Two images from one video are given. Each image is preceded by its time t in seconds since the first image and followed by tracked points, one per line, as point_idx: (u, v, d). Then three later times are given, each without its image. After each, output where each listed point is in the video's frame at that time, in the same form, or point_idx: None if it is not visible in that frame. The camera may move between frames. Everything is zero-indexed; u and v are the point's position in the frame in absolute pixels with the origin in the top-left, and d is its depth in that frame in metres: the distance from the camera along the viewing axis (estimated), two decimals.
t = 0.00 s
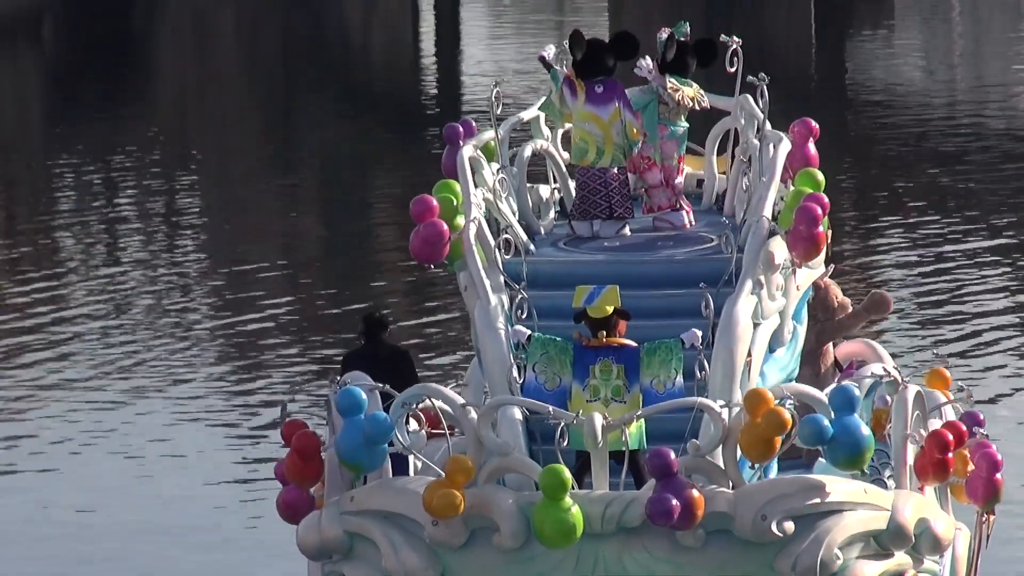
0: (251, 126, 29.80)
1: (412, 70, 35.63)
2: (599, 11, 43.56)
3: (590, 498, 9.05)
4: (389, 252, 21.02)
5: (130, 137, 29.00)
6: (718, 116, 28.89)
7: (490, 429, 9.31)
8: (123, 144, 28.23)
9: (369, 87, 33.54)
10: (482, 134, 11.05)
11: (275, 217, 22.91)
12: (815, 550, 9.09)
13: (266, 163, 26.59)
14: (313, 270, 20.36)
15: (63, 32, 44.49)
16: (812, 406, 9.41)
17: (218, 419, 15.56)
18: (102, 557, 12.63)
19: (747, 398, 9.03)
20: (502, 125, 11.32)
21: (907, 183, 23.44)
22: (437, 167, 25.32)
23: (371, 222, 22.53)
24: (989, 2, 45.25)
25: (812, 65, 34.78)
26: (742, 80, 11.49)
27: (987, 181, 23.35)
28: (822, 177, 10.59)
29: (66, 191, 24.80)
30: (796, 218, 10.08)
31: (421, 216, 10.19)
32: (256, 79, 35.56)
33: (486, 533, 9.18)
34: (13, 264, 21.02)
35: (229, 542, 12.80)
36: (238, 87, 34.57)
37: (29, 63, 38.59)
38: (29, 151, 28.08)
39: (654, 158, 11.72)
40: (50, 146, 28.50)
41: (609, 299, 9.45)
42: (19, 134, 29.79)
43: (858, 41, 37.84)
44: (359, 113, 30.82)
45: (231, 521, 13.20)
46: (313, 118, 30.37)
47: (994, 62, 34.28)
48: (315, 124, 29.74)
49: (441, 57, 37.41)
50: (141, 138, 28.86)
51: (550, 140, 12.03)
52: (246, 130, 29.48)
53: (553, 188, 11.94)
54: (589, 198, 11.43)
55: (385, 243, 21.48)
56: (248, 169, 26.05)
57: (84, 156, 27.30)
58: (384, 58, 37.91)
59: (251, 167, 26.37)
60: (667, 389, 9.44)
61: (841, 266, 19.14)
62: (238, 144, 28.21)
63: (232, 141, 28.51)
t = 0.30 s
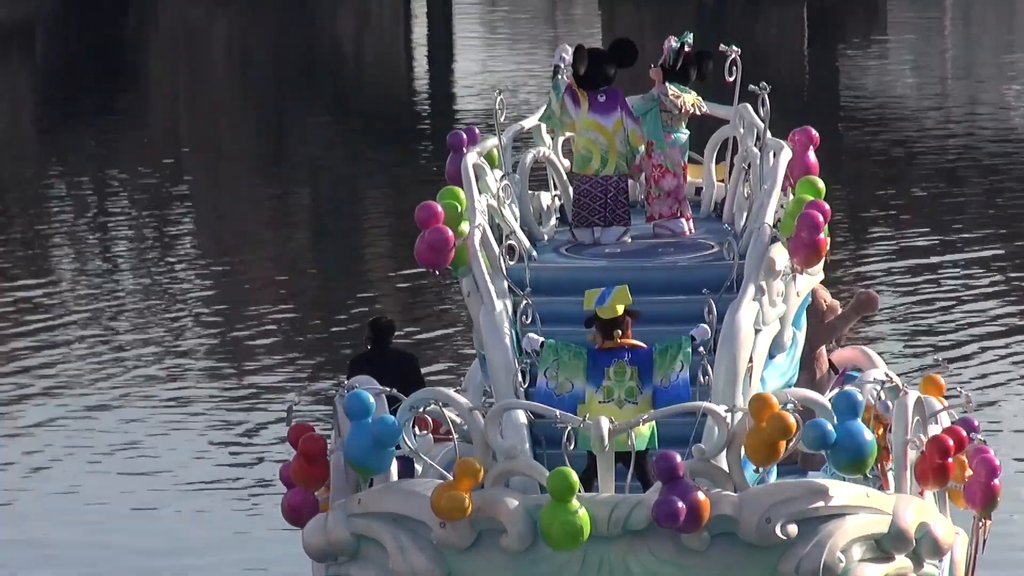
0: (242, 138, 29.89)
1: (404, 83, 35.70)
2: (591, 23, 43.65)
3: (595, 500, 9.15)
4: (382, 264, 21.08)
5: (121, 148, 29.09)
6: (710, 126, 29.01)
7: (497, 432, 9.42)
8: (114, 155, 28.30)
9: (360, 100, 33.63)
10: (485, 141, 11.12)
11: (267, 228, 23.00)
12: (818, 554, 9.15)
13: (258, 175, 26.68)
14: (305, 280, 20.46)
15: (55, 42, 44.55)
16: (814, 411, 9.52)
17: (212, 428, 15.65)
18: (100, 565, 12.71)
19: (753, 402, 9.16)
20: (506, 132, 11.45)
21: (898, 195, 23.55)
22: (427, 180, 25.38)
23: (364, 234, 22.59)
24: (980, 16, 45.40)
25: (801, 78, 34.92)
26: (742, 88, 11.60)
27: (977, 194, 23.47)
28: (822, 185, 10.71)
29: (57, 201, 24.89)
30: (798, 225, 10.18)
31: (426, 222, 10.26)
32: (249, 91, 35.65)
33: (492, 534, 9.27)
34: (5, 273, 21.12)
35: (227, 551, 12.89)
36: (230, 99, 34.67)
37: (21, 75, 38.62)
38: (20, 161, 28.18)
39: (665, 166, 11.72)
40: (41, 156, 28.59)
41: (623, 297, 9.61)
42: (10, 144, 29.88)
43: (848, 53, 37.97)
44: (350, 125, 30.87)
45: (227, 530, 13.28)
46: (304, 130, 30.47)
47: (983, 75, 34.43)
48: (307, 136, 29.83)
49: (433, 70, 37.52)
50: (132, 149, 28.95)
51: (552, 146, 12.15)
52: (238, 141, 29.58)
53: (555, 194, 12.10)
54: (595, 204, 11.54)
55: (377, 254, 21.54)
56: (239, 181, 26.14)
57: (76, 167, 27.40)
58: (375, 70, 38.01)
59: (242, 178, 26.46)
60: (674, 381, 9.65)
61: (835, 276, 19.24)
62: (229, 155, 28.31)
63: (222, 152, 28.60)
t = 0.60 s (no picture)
0: (235, 149, 29.99)
1: (396, 95, 35.78)
2: (584, 35, 43.76)
3: (600, 504, 9.23)
4: (376, 275, 21.15)
5: (113, 157, 29.20)
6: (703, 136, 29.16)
7: (502, 436, 9.52)
8: (106, 166, 28.40)
9: (353, 111, 33.74)
10: (489, 150, 11.27)
11: (261, 239, 23.11)
12: (819, 557, 9.26)
13: (251, 185, 26.78)
14: (299, 291, 20.56)
15: (48, 51, 44.65)
16: (816, 416, 9.63)
17: (208, 437, 15.75)
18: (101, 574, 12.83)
19: (755, 407, 9.26)
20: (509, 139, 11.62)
21: (889, 208, 23.67)
22: (419, 193, 25.43)
23: (357, 245, 22.67)
24: (973, 29, 45.50)
25: (792, 92, 35.04)
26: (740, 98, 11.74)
27: (968, 208, 23.59)
28: (822, 194, 10.84)
29: (49, 211, 25.00)
30: (798, 232, 10.30)
31: (430, 228, 10.33)
32: (242, 101, 35.77)
33: (497, 537, 9.36)
34: None
35: (229, 559, 13.00)
36: (223, 109, 34.77)
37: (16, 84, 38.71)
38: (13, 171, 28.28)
39: (663, 173, 11.87)
40: (33, 166, 28.69)
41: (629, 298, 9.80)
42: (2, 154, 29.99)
43: (840, 66, 38.10)
44: (342, 136, 30.93)
45: (225, 539, 13.38)
46: (297, 141, 30.58)
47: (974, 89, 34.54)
48: (300, 147, 29.94)
49: (426, 81, 37.65)
50: (124, 159, 29.05)
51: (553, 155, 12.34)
52: (230, 152, 29.68)
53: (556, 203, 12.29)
54: (600, 214, 11.66)
55: (371, 265, 21.62)
56: (232, 191, 26.26)
57: (69, 177, 27.50)
58: (368, 81, 38.14)
59: (235, 188, 26.57)
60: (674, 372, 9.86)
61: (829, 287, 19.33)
62: (222, 166, 28.42)
63: (214, 163, 28.70)
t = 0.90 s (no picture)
0: (226, 162, 30.10)
1: (389, 109, 35.84)
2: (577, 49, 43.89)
3: (605, 508, 9.33)
4: (370, 288, 21.20)
5: (105, 170, 29.32)
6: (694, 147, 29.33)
7: (508, 441, 9.61)
8: (97, 179, 28.51)
9: (346, 124, 33.87)
10: (491, 158, 11.41)
11: (254, 251, 23.23)
12: (820, 561, 9.36)
13: (243, 198, 26.91)
14: (292, 303, 20.67)
15: (40, 64, 44.81)
16: (817, 422, 9.74)
17: (203, 447, 15.84)
18: None
19: (759, 412, 9.36)
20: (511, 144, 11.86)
21: (882, 223, 23.78)
22: (411, 208, 25.49)
23: (350, 257, 22.77)
24: (967, 44, 45.62)
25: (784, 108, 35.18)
26: (737, 107, 11.86)
27: (959, 222, 23.72)
28: (821, 202, 10.97)
29: (42, 223, 25.12)
30: (798, 240, 10.41)
31: (434, 235, 10.41)
32: (234, 115, 35.91)
33: (503, 541, 9.45)
34: None
35: (230, 567, 13.10)
36: (215, 122, 34.90)
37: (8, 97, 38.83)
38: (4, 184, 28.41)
39: (662, 184, 11.91)
40: (25, 178, 28.82)
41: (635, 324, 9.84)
42: None
43: (832, 80, 38.25)
44: (334, 150, 30.98)
45: (225, 547, 13.47)
46: (289, 154, 30.70)
47: (965, 104, 34.64)
48: (292, 159, 30.06)
49: (418, 94, 37.80)
50: (115, 172, 29.17)
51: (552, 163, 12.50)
52: (222, 164, 29.81)
53: (555, 211, 12.45)
54: (590, 222, 11.83)
55: (364, 277, 21.72)
56: (223, 204, 26.38)
57: (61, 189, 27.63)
58: (360, 94, 38.29)
59: (228, 201, 26.69)
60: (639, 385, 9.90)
61: (825, 299, 19.42)
62: (213, 179, 28.54)
63: (204, 176, 28.82)
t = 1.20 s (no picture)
0: (219, 172, 30.25)
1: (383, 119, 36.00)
2: (571, 59, 44.17)
3: (609, 509, 9.43)
4: (366, 297, 21.32)
5: (97, 180, 29.45)
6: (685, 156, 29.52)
7: (513, 444, 9.71)
8: (89, 189, 28.64)
9: (338, 134, 34.01)
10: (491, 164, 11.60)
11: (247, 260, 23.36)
12: (821, 562, 9.45)
13: (236, 207, 27.05)
14: (286, 312, 20.79)
15: (32, 74, 44.97)
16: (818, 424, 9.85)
17: (199, 455, 15.95)
18: None
19: (762, 415, 9.47)
20: (513, 152, 12.08)
21: (876, 232, 23.96)
22: (404, 217, 25.63)
23: (344, 267, 22.89)
24: (959, 54, 45.95)
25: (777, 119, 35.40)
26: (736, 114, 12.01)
27: (950, 231, 23.91)
28: (819, 207, 11.11)
29: (35, 233, 25.24)
30: (798, 244, 10.51)
31: (438, 239, 10.46)
32: (226, 125, 36.07)
33: (508, 542, 9.55)
34: None
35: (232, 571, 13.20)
36: (207, 132, 35.07)
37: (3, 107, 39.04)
38: None
39: (670, 191, 12.06)
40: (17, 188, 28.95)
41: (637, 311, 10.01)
42: None
43: (824, 90, 38.48)
44: (327, 159, 31.13)
45: (224, 552, 13.57)
46: (282, 164, 30.85)
47: (957, 114, 34.85)
48: (285, 170, 30.21)
49: (410, 104, 37.98)
50: (107, 182, 29.29)
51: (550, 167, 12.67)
52: (216, 174, 29.95)
53: (553, 215, 12.61)
54: (583, 224, 11.96)
55: (359, 286, 21.85)
56: (216, 213, 26.51)
57: (54, 199, 27.76)
58: (352, 105, 38.46)
59: (220, 210, 26.83)
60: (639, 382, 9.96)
61: (821, 307, 19.57)
62: (205, 189, 28.68)
63: (196, 186, 28.96)
